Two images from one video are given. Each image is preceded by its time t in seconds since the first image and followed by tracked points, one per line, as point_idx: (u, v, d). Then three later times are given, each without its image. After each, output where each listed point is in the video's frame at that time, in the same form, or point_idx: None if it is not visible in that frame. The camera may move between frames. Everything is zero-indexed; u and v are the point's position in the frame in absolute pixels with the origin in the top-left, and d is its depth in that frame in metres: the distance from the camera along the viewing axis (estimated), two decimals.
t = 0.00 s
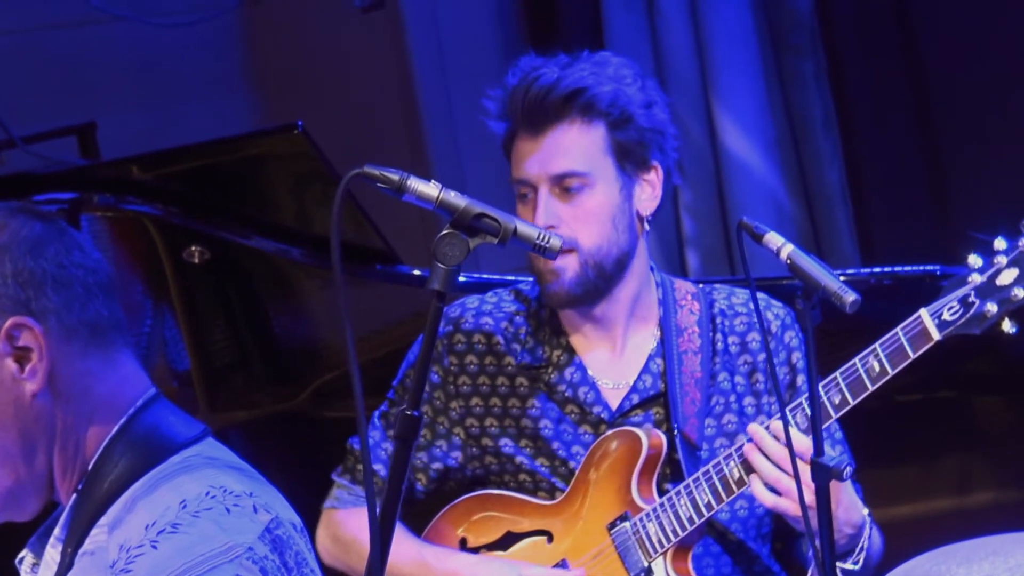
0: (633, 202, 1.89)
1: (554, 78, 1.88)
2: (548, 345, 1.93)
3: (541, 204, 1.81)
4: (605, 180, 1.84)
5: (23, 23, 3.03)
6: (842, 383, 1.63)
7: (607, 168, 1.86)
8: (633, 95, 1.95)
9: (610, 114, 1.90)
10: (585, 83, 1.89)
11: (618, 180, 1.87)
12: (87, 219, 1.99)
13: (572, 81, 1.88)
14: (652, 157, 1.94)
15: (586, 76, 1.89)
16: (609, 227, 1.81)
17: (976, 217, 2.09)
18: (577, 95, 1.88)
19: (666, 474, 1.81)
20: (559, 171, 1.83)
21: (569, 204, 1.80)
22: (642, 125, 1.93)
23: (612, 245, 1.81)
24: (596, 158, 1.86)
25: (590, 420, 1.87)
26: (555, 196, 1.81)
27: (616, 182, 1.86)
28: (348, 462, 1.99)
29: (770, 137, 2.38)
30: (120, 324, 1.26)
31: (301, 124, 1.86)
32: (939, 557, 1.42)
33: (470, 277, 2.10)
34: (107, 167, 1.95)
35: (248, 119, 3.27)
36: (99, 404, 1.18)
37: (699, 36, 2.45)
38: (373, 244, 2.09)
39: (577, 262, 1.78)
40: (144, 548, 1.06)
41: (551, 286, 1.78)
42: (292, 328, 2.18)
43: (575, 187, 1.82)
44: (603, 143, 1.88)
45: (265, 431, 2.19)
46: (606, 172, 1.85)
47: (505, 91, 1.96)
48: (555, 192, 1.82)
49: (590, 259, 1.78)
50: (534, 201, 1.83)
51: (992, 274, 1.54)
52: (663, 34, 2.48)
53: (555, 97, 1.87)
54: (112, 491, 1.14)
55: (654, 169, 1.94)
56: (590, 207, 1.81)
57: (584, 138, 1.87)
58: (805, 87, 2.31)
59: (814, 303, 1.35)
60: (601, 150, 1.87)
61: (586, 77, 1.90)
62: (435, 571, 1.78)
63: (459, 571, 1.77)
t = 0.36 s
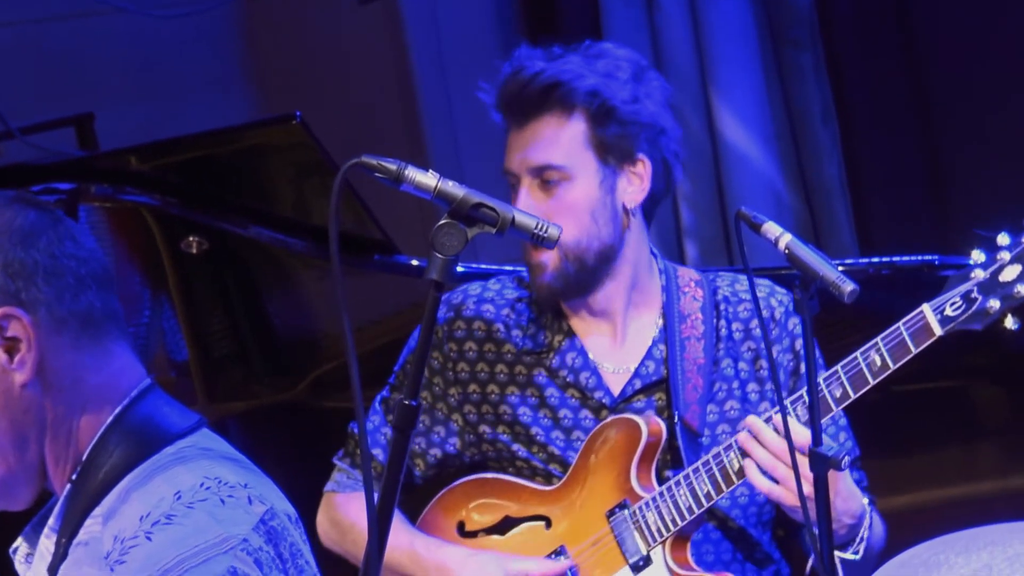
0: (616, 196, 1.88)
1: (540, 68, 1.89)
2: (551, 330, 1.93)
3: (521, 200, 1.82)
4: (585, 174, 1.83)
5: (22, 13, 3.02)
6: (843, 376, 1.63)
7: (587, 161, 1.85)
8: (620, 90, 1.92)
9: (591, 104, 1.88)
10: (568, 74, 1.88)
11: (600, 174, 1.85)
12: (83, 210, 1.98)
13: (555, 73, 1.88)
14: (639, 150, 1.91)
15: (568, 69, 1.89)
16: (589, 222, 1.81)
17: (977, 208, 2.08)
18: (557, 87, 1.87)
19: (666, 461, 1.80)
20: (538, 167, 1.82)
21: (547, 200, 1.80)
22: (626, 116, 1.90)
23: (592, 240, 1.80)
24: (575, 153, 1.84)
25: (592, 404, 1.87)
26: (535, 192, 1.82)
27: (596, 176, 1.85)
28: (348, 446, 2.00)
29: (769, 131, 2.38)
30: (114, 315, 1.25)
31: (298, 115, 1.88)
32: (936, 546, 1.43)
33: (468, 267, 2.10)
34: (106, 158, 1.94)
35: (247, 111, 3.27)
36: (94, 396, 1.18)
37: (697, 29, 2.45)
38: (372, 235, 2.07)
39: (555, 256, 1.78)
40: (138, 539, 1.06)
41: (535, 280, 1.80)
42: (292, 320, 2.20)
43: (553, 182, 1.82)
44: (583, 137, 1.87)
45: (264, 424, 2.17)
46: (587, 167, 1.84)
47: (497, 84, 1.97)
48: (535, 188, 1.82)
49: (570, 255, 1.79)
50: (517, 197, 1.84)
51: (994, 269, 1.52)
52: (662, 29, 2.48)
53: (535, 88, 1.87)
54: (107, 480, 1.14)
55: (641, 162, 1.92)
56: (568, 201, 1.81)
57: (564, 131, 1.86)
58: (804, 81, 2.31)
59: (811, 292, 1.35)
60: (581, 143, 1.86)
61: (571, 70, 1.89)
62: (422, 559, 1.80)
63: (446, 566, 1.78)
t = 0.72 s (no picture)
0: (611, 184, 1.87)
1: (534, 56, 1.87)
2: (554, 301, 1.92)
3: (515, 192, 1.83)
4: (578, 164, 1.83)
5: None
6: (847, 348, 1.62)
7: (580, 151, 1.84)
8: (613, 79, 1.91)
9: (581, 95, 1.87)
10: (562, 64, 1.87)
11: (593, 163, 1.85)
12: (84, 180, 1.99)
13: (546, 63, 1.86)
14: (633, 137, 1.90)
15: (562, 57, 1.87)
16: (585, 210, 1.81)
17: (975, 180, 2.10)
18: (549, 77, 1.86)
19: (668, 431, 1.81)
20: (530, 158, 1.82)
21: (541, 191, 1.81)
22: (618, 106, 1.89)
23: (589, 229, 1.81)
24: (567, 143, 1.84)
25: (594, 374, 1.87)
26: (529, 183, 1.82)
27: (589, 165, 1.84)
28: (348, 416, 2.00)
29: (769, 105, 2.34)
30: (107, 287, 1.25)
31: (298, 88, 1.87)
32: (936, 519, 1.36)
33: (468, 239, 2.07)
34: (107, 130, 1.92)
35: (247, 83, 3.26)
36: (90, 367, 1.19)
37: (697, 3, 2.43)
38: (371, 208, 2.06)
39: (553, 244, 1.79)
40: (133, 511, 1.06)
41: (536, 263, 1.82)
42: (292, 293, 2.20)
43: (547, 173, 1.82)
44: (576, 127, 1.86)
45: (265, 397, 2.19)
46: (579, 157, 1.84)
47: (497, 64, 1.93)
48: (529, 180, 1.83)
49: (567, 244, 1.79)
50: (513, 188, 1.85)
51: (999, 244, 1.53)
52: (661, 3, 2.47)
53: (528, 75, 1.85)
54: (106, 450, 1.14)
55: (635, 149, 1.91)
56: (562, 192, 1.81)
57: (556, 121, 1.85)
58: (804, 55, 2.29)
59: (811, 266, 1.35)
60: (573, 133, 1.85)
61: (568, 57, 1.88)
62: (421, 529, 1.81)
63: (445, 535, 1.79)
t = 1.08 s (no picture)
0: (615, 136, 1.87)
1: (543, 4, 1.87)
2: (558, 265, 1.93)
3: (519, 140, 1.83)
4: (582, 114, 1.84)
5: None
6: (852, 312, 1.61)
7: (584, 102, 1.85)
8: (620, 30, 1.91)
9: (589, 43, 1.88)
10: (571, 12, 1.87)
11: (598, 115, 1.86)
12: (89, 146, 1.99)
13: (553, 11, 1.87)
14: (639, 91, 1.90)
15: (569, 7, 1.88)
16: (587, 161, 1.81)
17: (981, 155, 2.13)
18: (556, 25, 1.87)
19: (671, 396, 1.82)
20: (535, 106, 1.83)
21: (544, 140, 1.81)
22: (624, 58, 1.89)
23: (590, 179, 1.81)
24: (573, 92, 1.84)
25: (598, 338, 1.87)
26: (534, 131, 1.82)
27: (593, 116, 1.85)
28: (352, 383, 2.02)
29: (774, 74, 2.41)
30: (108, 252, 1.26)
31: (304, 53, 1.84)
32: (939, 487, 1.34)
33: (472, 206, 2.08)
34: (110, 94, 1.94)
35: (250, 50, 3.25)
36: (90, 332, 1.20)
37: None
38: (376, 174, 2.06)
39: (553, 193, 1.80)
40: (133, 476, 1.07)
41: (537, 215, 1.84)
42: (297, 256, 2.19)
43: (551, 122, 1.82)
44: (581, 78, 1.86)
45: (272, 363, 2.19)
46: (584, 108, 1.84)
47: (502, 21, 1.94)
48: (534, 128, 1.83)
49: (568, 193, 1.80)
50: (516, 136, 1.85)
51: (1004, 206, 1.53)
52: None
53: (537, 24, 1.86)
54: (105, 418, 1.15)
55: (640, 103, 1.91)
56: (565, 142, 1.81)
57: (561, 72, 1.86)
58: (809, 23, 2.38)
59: (815, 234, 1.34)
60: (578, 84, 1.86)
61: (575, 7, 1.89)
62: (430, 494, 1.81)
63: (456, 501, 1.79)
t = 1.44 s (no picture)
0: (608, 118, 1.88)
1: None
2: (562, 235, 1.93)
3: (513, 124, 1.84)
4: (574, 96, 1.84)
5: None
6: (857, 281, 1.61)
7: (575, 83, 1.85)
8: (607, 14, 1.91)
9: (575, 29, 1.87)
10: None
11: (588, 95, 1.86)
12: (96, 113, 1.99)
13: None
14: (628, 71, 1.90)
15: None
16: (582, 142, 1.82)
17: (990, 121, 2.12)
18: (541, 14, 1.86)
19: (676, 366, 1.81)
20: (527, 91, 1.83)
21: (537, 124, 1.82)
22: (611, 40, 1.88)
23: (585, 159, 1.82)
24: (564, 75, 1.85)
25: (603, 309, 1.87)
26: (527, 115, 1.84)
27: (584, 98, 1.85)
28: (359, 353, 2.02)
29: (781, 41, 2.44)
30: (116, 218, 1.27)
31: (311, 22, 1.83)
32: (944, 456, 1.35)
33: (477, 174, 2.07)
34: (115, 63, 1.90)
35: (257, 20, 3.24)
36: (96, 299, 1.20)
37: None
38: (382, 141, 2.05)
39: (549, 171, 1.81)
40: (138, 442, 1.08)
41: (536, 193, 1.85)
42: (302, 225, 2.20)
43: (543, 106, 1.83)
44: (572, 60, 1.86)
45: (276, 331, 2.20)
46: (575, 89, 1.85)
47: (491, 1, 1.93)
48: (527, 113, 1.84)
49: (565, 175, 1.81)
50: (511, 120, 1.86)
51: (1011, 175, 1.52)
52: None
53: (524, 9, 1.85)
54: (109, 385, 1.15)
55: (632, 81, 1.91)
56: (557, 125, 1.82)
57: (551, 55, 1.86)
58: None
59: (823, 203, 1.33)
60: (569, 66, 1.85)
61: None
62: (434, 462, 1.83)
63: (461, 470, 1.80)
